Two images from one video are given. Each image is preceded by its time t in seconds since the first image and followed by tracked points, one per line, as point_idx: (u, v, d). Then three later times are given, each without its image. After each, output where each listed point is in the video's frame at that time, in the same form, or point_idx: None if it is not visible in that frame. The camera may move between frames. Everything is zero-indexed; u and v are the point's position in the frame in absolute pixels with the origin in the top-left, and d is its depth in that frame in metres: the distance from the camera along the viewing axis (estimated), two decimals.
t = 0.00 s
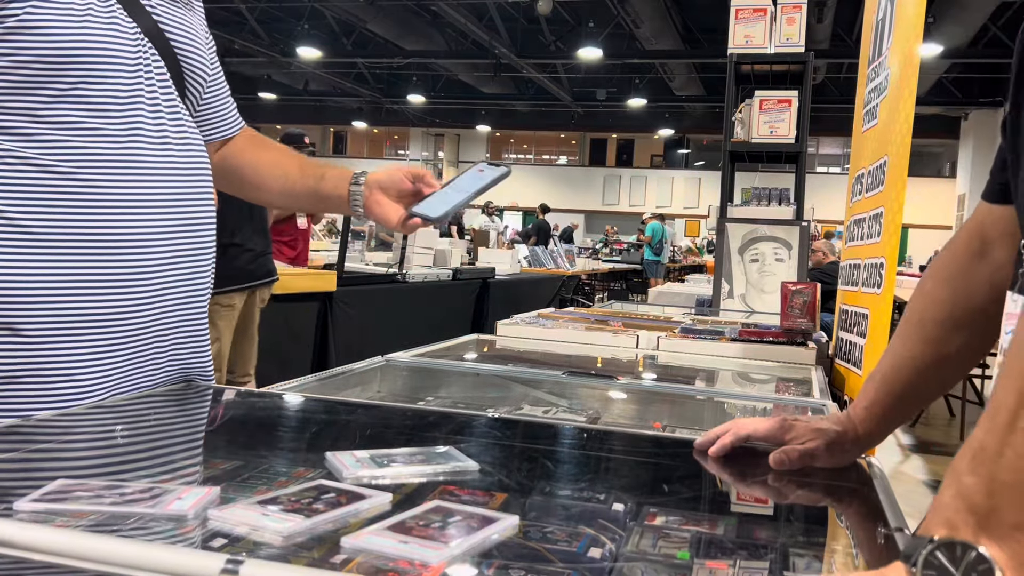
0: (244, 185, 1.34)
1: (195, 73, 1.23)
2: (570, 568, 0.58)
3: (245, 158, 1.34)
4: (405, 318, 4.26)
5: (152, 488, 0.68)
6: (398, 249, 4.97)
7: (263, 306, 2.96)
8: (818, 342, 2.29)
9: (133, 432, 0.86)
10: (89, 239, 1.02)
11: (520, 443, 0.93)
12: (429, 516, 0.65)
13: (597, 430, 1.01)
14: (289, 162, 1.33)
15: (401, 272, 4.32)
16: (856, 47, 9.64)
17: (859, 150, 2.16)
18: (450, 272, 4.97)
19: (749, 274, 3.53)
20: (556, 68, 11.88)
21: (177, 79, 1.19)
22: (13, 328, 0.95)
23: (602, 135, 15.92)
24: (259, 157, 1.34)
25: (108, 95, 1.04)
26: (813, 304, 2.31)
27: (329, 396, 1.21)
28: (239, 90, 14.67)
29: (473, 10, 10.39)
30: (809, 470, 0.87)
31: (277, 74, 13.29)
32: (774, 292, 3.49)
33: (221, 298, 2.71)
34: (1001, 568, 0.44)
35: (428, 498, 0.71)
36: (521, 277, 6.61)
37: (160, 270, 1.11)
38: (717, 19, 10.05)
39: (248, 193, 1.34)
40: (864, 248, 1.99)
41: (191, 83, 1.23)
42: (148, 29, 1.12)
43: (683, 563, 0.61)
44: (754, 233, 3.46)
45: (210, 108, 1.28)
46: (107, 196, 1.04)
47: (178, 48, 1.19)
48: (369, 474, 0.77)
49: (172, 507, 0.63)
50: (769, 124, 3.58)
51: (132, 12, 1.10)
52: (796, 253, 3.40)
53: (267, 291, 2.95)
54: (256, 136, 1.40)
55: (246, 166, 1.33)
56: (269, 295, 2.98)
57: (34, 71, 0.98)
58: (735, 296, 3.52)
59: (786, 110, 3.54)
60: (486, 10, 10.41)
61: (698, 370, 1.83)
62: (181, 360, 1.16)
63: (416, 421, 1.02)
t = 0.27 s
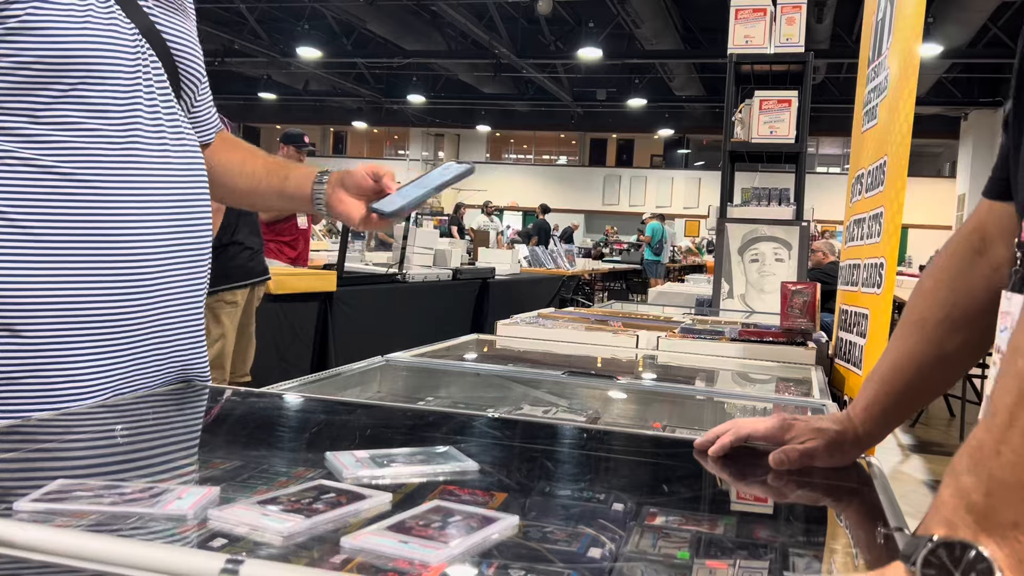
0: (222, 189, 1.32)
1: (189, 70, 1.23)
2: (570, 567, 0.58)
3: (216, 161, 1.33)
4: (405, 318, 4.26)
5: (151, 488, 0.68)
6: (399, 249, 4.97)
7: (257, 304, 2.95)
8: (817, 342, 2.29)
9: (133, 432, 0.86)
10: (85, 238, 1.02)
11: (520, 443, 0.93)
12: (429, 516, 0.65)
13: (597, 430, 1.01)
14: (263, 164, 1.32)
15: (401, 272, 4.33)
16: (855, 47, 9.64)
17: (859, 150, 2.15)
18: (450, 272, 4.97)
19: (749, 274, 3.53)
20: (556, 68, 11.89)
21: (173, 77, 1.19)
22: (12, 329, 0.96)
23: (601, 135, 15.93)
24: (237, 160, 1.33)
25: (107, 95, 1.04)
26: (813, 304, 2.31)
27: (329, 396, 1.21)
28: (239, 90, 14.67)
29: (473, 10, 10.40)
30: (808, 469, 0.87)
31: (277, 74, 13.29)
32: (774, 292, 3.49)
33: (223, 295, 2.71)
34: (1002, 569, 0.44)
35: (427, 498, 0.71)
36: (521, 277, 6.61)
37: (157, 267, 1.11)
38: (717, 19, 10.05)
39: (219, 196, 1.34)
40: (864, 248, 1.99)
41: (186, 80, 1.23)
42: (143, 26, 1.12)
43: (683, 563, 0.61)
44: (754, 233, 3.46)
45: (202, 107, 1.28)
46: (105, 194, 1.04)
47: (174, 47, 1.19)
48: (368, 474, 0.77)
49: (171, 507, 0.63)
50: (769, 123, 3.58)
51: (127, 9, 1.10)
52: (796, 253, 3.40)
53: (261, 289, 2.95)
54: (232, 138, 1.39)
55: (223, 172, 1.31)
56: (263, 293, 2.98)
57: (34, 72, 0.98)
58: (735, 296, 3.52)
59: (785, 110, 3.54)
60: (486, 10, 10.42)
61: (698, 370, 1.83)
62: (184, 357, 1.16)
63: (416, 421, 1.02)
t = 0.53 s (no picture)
0: (215, 192, 1.32)
1: (186, 70, 1.26)
2: (570, 568, 0.58)
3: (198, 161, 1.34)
4: (405, 318, 4.26)
5: (152, 488, 0.68)
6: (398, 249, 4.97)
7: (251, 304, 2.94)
8: (817, 342, 2.29)
9: (134, 432, 0.86)
10: (80, 240, 1.05)
11: (520, 443, 0.93)
12: (429, 516, 0.65)
13: (598, 430, 1.01)
14: (238, 164, 1.33)
15: (401, 273, 4.33)
16: (855, 47, 9.64)
17: (859, 149, 2.15)
18: (450, 272, 4.97)
19: (749, 274, 3.53)
20: (556, 68, 11.88)
21: (168, 78, 1.23)
22: (13, 332, 0.98)
23: (601, 135, 15.93)
24: (222, 164, 1.32)
25: (106, 96, 1.07)
26: (813, 303, 2.31)
27: (329, 395, 1.21)
28: (239, 90, 14.66)
29: (473, 10, 10.39)
30: (808, 470, 0.87)
31: (277, 73, 13.28)
32: (774, 292, 3.49)
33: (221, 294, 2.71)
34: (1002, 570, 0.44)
35: (427, 498, 0.71)
36: (521, 277, 6.62)
37: (149, 271, 1.13)
38: (717, 19, 10.05)
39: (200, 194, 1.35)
40: (864, 248, 1.98)
41: (181, 80, 1.26)
42: (140, 25, 1.16)
43: (683, 563, 0.61)
44: (754, 233, 3.46)
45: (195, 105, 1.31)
46: (99, 198, 1.07)
47: (170, 48, 1.23)
48: (369, 474, 0.77)
49: (172, 506, 0.63)
50: (769, 124, 3.58)
51: (123, 8, 1.14)
52: (796, 253, 3.41)
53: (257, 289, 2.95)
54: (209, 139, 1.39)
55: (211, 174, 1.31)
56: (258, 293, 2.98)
57: (39, 71, 1.02)
58: (735, 296, 3.52)
59: (785, 110, 3.54)
60: (486, 9, 10.41)
61: (698, 370, 1.83)
62: (177, 361, 1.18)
63: (416, 421, 1.02)
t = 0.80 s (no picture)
0: (211, 191, 1.35)
1: (181, 71, 1.27)
2: (570, 568, 0.58)
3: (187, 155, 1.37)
4: (405, 318, 4.27)
5: (152, 488, 0.68)
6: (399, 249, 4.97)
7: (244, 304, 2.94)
8: (817, 342, 2.29)
9: (133, 433, 0.86)
10: (81, 239, 1.06)
11: (520, 443, 0.93)
12: (429, 516, 0.65)
13: (597, 430, 1.01)
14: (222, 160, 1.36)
15: (401, 273, 4.33)
16: (856, 47, 9.64)
17: (859, 149, 2.15)
18: (450, 271, 4.97)
19: (749, 274, 3.53)
20: (556, 68, 11.88)
21: (164, 75, 1.23)
22: (15, 331, 0.99)
23: (601, 135, 15.93)
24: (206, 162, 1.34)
25: (108, 96, 1.09)
26: (813, 304, 2.31)
27: (328, 396, 1.21)
28: (239, 90, 14.66)
29: (473, 10, 10.39)
30: (808, 470, 0.87)
31: (277, 74, 13.29)
32: (774, 292, 3.49)
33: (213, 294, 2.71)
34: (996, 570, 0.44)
35: (427, 499, 0.71)
36: (521, 277, 6.62)
37: (149, 271, 1.14)
38: (717, 19, 10.05)
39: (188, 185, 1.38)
40: (864, 248, 1.98)
41: (177, 81, 1.27)
42: (137, 23, 1.17)
43: (682, 563, 0.61)
44: (754, 233, 3.46)
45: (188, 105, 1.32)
46: (101, 197, 1.08)
47: (166, 47, 1.24)
48: (368, 474, 0.77)
49: (172, 507, 0.63)
50: (769, 124, 3.58)
51: (121, 6, 1.15)
52: (796, 253, 3.41)
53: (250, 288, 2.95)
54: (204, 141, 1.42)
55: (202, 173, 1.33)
56: (251, 291, 2.98)
57: (42, 71, 1.02)
58: (735, 296, 3.51)
59: (785, 110, 3.54)
60: (486, 10, 10.41)
61: (698, 370, 1.83)
62: (174, 362, 1.20)
63: (416, 421, 1.02)
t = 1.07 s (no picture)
0: (204, 187, 1.37)
1: (177, 69, 1.28)
2: (570, 568, 0.58)
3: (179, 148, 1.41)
4: (405, 318, 4.27)
5: (152, 488, 0.68)
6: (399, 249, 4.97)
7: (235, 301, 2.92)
8: (817, 342, 2.29)
9: (133, 433, 0.86)
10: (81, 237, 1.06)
11: (520, 443, 0.93)
12: (429, 516, 0.65)
13: (597, 430, 1.01)
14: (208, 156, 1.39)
15: (401, 273, 4.33)
16: (856, 47, 9.64)
17: (859, 149, 2.15)
18: (450, 272, 4.97)
19: (749, 274, 3.52)
20: (556, 68, 11.89)
21: (159, 69, 1.23)
22: (18, 330, 1.00)
23: (601, 135, 15.94)
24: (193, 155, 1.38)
25: (110, 98, 1.09)
26: (813, 303, 2.30)
27: (328, 396, 1.21)
28: (239, 90, 14.65)
29: (473, 10, 10.39)
30: (808, 470, 0.87)
31: (277, 74, 13.29)
32: (774, 292, 3.49)
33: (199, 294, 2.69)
34: (997, 569, 0.44)
35: (427, 499, 0.71)
36: (520, 276, 6.62)
37: (147, 268, 1.15)
38: (717, 19, 10.05)
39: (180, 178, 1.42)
40: (864, 248, 1.99)
41: (173, 80, 1.27)
42: (131, 20, 1.17)
43: (683, 563, 0.61)
44: (754, 233, 3.46)
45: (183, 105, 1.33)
46: (104, 196, 1.09)
47: (163, 46, 1.25)
48: (368, 474, 0.77)
49: (171, 507, 0.63)
50: (769, 124, 3.58)
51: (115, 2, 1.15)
52: (796, 253, 3.41)
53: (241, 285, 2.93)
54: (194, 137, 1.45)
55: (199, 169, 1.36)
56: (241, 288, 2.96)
57: (44, 72, 1.03)
58: (735, 296, 3.51)
59: (785, 110, 3.54)
60: (485, 10, 10.41)
61: (698, 370, 1.83)
62: (172, 362, 1.20)
63: (416, 421, 1.02)
